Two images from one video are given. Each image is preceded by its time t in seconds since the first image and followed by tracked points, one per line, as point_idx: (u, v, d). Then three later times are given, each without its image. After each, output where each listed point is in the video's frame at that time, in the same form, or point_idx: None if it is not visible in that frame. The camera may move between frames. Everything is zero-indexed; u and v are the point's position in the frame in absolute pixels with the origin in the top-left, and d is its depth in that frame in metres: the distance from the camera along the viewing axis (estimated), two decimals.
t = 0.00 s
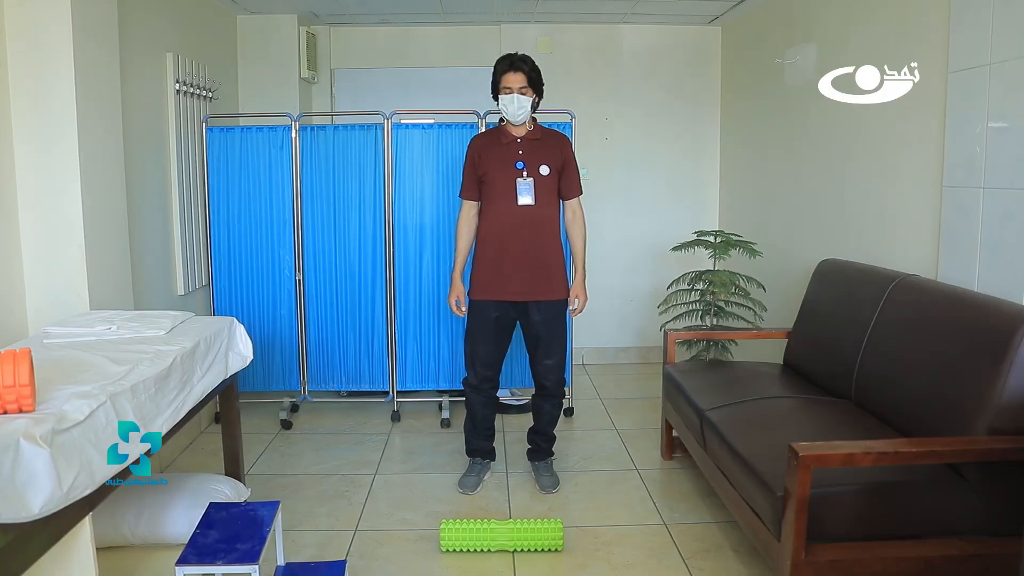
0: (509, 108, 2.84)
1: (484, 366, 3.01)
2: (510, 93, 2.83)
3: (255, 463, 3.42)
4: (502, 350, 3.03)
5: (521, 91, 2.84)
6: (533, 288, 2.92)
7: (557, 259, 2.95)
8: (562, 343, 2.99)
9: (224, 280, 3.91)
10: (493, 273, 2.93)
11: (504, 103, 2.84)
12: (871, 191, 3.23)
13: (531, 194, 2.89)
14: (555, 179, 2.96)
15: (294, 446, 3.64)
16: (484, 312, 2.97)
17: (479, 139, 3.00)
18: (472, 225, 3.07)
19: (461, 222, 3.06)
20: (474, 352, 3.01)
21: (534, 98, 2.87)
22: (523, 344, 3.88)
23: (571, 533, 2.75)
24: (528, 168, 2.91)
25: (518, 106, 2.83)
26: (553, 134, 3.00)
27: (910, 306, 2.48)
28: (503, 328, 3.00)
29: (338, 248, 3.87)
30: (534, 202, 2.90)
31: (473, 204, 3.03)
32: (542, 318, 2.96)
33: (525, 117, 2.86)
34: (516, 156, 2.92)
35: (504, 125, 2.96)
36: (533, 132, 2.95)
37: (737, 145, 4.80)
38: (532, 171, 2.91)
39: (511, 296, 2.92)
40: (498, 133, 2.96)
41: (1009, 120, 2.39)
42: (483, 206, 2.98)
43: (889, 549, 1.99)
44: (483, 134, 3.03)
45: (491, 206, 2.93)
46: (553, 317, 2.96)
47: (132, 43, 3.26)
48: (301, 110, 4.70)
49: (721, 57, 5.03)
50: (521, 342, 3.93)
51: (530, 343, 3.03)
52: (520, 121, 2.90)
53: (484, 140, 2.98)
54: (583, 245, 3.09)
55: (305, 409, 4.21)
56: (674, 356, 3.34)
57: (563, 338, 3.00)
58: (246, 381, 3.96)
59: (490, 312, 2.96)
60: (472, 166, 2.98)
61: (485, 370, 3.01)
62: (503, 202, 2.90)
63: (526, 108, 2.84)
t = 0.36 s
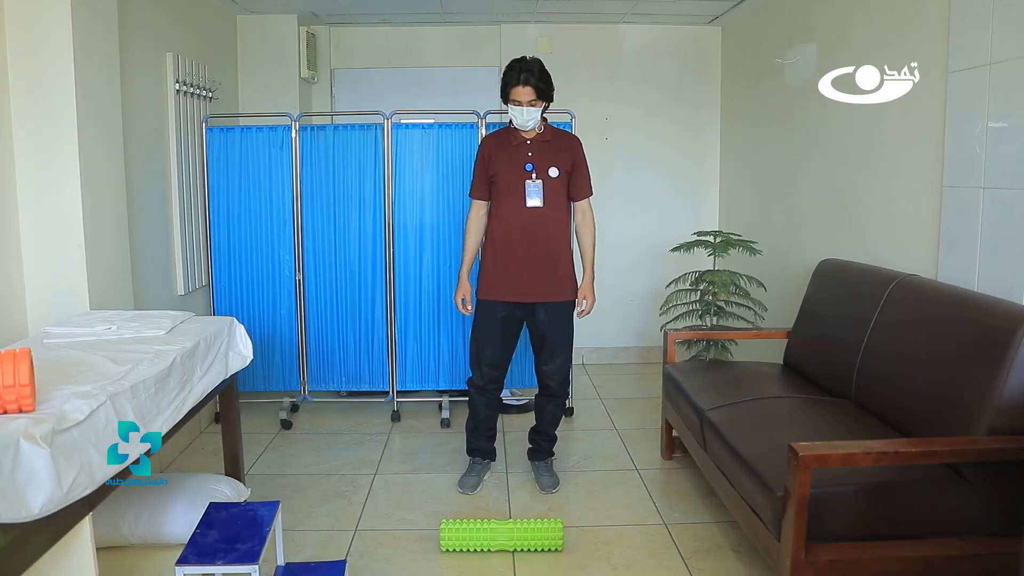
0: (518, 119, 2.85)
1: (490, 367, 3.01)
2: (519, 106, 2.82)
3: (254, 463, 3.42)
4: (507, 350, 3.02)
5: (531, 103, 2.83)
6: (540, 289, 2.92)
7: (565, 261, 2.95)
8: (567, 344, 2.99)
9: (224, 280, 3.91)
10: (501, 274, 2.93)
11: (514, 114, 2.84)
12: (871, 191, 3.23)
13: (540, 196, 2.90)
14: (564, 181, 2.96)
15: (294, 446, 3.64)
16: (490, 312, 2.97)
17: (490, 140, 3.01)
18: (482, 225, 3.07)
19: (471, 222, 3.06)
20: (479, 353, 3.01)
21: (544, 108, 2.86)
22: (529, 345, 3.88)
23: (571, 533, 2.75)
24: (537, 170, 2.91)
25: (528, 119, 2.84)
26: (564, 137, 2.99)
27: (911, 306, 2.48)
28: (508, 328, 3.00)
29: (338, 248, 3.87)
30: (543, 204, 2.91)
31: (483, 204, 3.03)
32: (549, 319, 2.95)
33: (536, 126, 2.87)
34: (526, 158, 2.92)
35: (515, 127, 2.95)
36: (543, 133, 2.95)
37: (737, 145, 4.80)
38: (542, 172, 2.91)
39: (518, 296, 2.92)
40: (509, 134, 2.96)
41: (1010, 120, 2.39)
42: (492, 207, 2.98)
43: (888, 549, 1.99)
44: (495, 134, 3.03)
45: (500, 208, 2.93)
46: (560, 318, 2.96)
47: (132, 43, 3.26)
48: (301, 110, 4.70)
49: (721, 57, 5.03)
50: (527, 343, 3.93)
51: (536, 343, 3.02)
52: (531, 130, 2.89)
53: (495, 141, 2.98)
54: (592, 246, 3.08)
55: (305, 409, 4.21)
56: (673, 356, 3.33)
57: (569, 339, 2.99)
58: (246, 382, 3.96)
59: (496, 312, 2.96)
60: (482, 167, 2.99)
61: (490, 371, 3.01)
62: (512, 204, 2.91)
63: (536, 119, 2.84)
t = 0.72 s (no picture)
0: (525, 113, 2.84)
1: (493, 366, 3.01)
2: (526, 98, 2.82)
3: (254, 463, 3.42)
4: (511, 350, 3.02)
5: (537, 96, 2.83)
6: (545, 290, 2.91)
7: (572, 262, 2.94)
8: (572, 345, 2.99)
9: (224, 280, 3.91)
10: (507, 274, 2.93)
11: (521, 108, 2.84)
12: (871, 191, 3.23)
13: (546, 197, 2.89)
14: (571, 183, 2.95)
15: (293, 446, 3.64)
16: (495, 312, 2.97)
17: (497, 140, 3.00)
18: (488, 225, 3.08)
19: (477, 221, 3.07)
20: (483, 352, 3.01)
21: (551, 103, 2.86)
22: (532, 345, 3.89)
23: (571, 533, 2.75)
24: (543, 171, 2.90)
25: (535, 113, 2.83)
26: (572, 137, 2.98)
27: (911, 306, 2.48)
28: (512, 328, 3.00)
29: (338, 248, 3.87)
30: (549, 205, 2.90)
31: (490, 204, 3.05)
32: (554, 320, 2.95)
33: (542, 121, 2.85)
34: (532, 158, 2.91)
35: (522, 127, 2.95)
36: (551, 134, 2.93)
37: (737, 145, 4.80)
38: (548, 173, 2.90)
39: (523, 297, 2.92)
40: (517, 134, 2.96)
41: (1010, 120, 2.39)
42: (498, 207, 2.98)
43: (888, 549, 1.99)
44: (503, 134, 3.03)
45: (506, 208, 2.93)
46: (565, 319, 2.95)
47: (132, 43, 3.26)
48: (301, 110, 4.70)
49: (721, 56, 5.03)
50: (531, 343, 3.94)
51: (539, 344, 3.02)
52: (539, 128, 2.89)
53: (502, 141, 2.98)
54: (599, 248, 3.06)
55: (305, 409, 4.21)
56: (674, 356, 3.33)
57: (574, 340, 2.99)
58: (246, 381, 3.96)
59: (500, 312, 2.96)
60: (489, 167, 2.99)
61: (494, 371, 3.01)
62: (518, 205, 2.91)
63: (543, 114, 2.84)
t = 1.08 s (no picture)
0: (529, 106, 2.84)
1: (494, 367, 3.00)
2: (529, 92, 2.84)
3: (255, 463, 3.42)
4: (513, 350, 3.02)
5: (540, 90, 2.85)
6: (547, 290, 2.91)
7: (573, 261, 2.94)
8: (573, 345, 2.98)
9: (224, 279, 3.91)
10: (508, 273, 2.93)
11: (524, 102, 2.85)
12: (871, 191, 3.23)
13: (548, 196, 2.89)
14: (573, 182, 2.94)
15: (293, 446, 3.64)
16: (496, 312, 2.97)
17: (500, 139, 3.01)
18: (490, 225, 3.08)
19: (479, 221, 3.08)
20: (485, 352, 3.01)
21: (554, 98, 2.88)
22: (534, 345, 3.89)
23: (571, 533, 2.75)
24: (545, 170, 2.91)
25: (539, 105, 2.83)
26: (573, 136, 2.98)
27: (911, 306, 2.48)
28: (514, 328, 2.99)
29: (338, 248, 3.87)
30: (551, 204, 2.90)
31: (492, 204, 3.05)
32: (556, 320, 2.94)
33: (545, 116, 2.85)
34: (534, 157, 2.91)
35: (525, 126, 2.96)
36: (553, 133, 2.94)
37: (737, 145, 4.80)
38: (550, 172, 2.91)
39: (524, 296, 2.91)
40: (519, 134, 2.96)
41: (1010, 120, 2.39)
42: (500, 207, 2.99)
43: (888, 549, 1.99)
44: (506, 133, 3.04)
45: (508, 207, 2.93)
46: (566, 318, 2.94)
47: (132, 43, 3.25)
48: (301, 110, 4.70)
49: (721, 56, 5.03)
50: (532, 343, 3.94)
51: (541, 344, 3.02)
52: (540, 126, 2.90)
53: (505, 141, 2.98)
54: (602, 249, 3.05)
55: (305, 409, 4.21)
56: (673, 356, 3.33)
57: (576, 340, 2.98)
58: (246, 382, 3.96)
59: (501, 312, 2.96)
60: (491, 167, 2.99)
61: (495, 371, 3.01)
62: (520, 203, 2.91)
63: (546, 108, 2.84)
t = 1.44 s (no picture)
0: (532, 103, 2.83)
1: (496, 367, 3.00)
2: (531, 89, 2.84)
3: (255, 463, 3.42)
4: (514, 350, 3.02)
5: (543, 87, 2.85)
6: (549, 289, 2.91)
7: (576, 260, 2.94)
8: (575, 345, 2.98)
9: (224, 279, 3.91)
10: (510, 272, 2.92)
11: (526, 100, 2.85)
12: (871, 190, 3.23)
13: (551, 195, 2.89)
14: (575, 181, 2.94)
15: (293, 446, 3.64)
16: (498, 311, 2.96)
17: (503, 138, 3.01)
18: (491, 225, 3.09)
19: (481, 220, 3.08)
20: (486, 352, 3.01)
21: (556, 96, 2.88)
22: (534, 345, 3.89)
23: (571, 533, 2.75)
24: (548, 169, 2.90)
25: (541, 101, 2.82)
26: (576, 135, 2.98)
27: (911, 305, 2.48)
28: (515, 328, 2.99)
29: (338, 248, 3.87)
30: (554, 203, 2.90)
31: (494, 203, 3.04)
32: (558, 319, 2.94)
33: (548, 114, 2.84)
34: (537, 156, 2.91)
35: (528, 126, 2.97)
36: (556, 132, 2.95)
37: (738, 144, 4.80)
38: (553, 172, 2.90)
39: (527, 295, 2.91)
40: (522, 133, 2.96)
41: (1010, 120, 2.39)
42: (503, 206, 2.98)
43: (888, 548, 1.99)
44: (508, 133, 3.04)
45: (511, 206, 2.93)
46: (568, 318, 2.94)
47: (131, 43, 3.25)
48: (301, 110, 4.70)
49: (722, 56, 5.03)
50: (532, 343, 3.94)
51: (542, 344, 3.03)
52: (543, 125, 2.91)
53: (507, 140, 2.99)
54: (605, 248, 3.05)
55: (305, 409, 4.21)
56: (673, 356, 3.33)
57: (577, 340, 2.98)
58: (246, 381, 3.96)
59: (503, 312, 2.96)
60: (493, 166, 2.99)
61: (496, 371, 3.01)
62: (523, 202, 2.91)
63: (549, 106, 2.84)
